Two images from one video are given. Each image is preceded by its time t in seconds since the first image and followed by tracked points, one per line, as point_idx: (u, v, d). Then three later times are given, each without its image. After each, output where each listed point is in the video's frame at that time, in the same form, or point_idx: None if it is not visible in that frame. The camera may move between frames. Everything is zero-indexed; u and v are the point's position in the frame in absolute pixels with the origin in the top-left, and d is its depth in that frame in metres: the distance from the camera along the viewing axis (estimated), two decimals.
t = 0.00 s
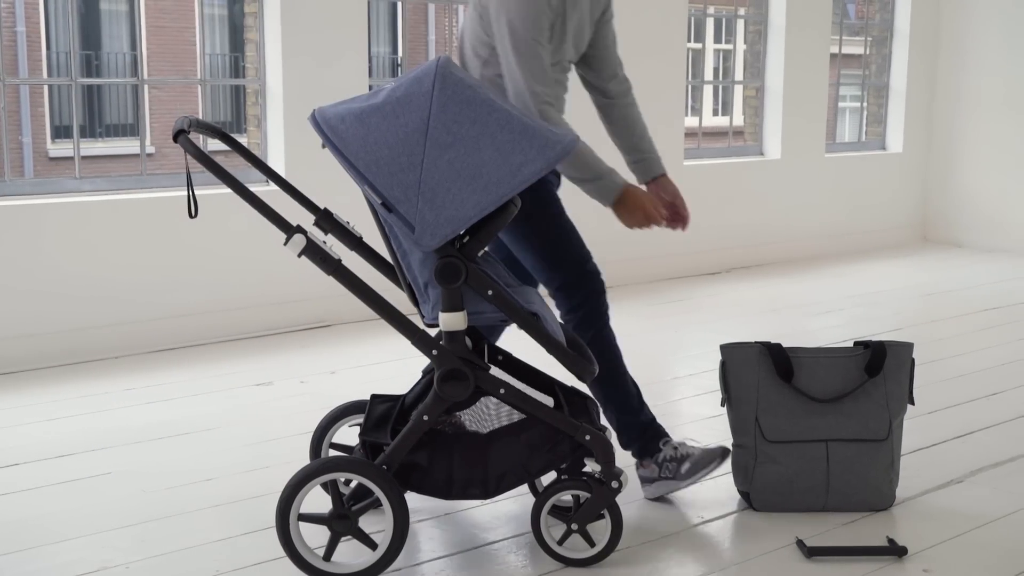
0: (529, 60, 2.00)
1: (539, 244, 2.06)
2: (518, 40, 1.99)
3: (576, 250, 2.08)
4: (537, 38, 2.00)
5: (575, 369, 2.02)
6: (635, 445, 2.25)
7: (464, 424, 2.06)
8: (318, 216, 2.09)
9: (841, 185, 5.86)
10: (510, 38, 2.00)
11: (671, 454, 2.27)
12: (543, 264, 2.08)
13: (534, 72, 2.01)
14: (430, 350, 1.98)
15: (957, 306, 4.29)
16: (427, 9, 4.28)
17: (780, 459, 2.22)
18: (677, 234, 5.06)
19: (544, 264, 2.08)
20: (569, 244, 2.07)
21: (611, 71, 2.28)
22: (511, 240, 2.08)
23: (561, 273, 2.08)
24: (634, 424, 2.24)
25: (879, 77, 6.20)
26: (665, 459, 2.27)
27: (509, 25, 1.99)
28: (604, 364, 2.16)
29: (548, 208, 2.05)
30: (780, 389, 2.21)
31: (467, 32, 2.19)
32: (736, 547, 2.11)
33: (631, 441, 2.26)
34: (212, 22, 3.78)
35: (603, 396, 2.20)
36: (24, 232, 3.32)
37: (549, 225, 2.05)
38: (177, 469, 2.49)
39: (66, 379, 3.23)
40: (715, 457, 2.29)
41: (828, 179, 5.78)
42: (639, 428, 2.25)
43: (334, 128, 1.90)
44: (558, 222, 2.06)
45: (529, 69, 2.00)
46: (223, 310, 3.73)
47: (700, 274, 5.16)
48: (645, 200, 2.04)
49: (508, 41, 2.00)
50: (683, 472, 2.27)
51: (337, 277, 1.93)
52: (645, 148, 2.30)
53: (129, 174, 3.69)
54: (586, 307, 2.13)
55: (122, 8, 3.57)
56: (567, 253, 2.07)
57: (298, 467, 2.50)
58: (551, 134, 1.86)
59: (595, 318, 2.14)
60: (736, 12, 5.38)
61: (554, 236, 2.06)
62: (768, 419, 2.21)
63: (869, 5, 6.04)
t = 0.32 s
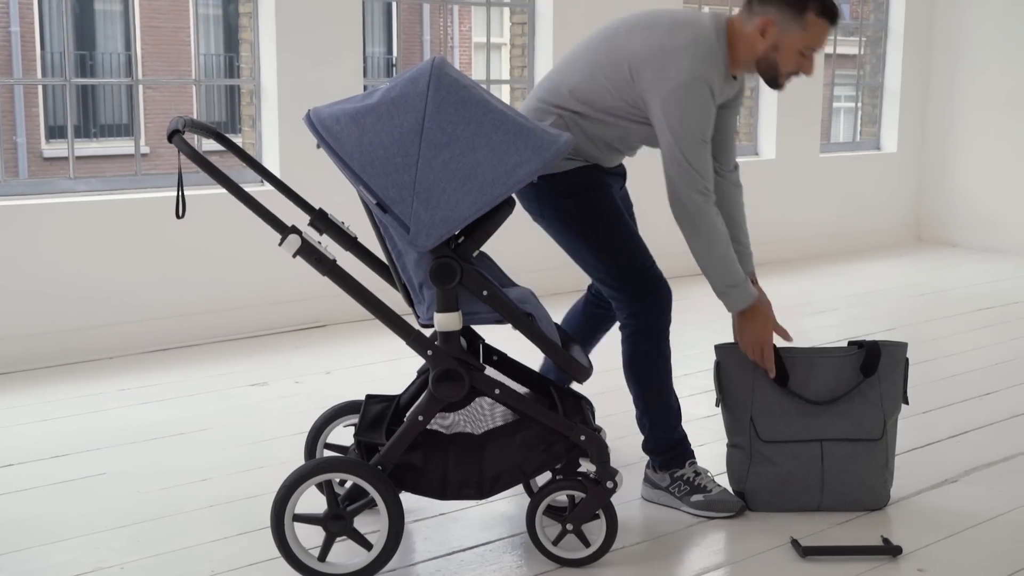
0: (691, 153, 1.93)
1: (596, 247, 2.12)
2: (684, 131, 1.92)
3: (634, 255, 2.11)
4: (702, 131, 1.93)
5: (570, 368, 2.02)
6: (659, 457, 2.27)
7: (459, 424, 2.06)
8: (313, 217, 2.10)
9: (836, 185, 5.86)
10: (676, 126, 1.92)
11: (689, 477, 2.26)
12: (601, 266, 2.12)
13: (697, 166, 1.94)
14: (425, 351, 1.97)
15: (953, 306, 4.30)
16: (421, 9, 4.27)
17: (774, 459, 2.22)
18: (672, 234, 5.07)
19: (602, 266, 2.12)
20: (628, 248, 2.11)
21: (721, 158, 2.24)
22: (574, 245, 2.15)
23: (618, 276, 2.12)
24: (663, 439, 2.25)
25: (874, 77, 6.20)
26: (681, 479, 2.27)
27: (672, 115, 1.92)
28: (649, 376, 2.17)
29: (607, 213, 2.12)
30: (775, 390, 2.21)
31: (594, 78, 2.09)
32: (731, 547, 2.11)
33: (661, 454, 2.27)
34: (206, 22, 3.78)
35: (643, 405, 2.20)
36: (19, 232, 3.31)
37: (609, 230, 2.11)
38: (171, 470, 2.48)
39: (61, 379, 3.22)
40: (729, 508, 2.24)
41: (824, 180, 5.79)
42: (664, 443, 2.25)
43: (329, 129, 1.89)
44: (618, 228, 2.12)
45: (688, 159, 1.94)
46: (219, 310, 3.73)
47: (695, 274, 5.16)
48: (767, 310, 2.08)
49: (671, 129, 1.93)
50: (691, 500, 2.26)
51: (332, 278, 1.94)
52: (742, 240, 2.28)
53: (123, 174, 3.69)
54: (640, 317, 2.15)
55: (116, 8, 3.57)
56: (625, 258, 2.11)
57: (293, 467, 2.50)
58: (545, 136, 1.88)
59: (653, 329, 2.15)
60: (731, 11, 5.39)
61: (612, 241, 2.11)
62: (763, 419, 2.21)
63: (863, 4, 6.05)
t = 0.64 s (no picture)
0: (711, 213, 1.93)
1: (624, 243, 2.14)
2: (713, 191, 1.91)
3: (660, 253, 2.13)
4: (730, 195, 1.92)
5: (568, 368, 2.03)
6: (659, 455, 2.28)
7: (458, 424, 2.06)
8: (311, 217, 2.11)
9: (834, 185, 5.87)
10: (705, 184, 1.91)
11: (688, 477, 2.26)
12: (629, 261, 2.15)
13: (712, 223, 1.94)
14: (423, 351, 1.97)
15: (951, 306, 4.30)
16: (419, 9, 4.28)
17: (773, 459, 2.22)
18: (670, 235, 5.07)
19: (632, 258, 2.14)
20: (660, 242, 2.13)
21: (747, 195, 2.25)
22: (603, 240, 2.18)
23: (646, 271, 2.14)
24: (668, 437, 2.24)
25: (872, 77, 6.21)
26: (680, 479, 2.27)
27: (708, 172, 1.91)
28: (661, 376, 2.18)
29: (636, 210, 2.15)
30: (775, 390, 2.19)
31: (652, 101, 2.07)
32: (729, 547, 2.11)
33: (664, 452, 2.27)
34: (204, 22, 3.78)
35: (650, 402, 2.20)
36: (17, 232, 3.31)
37: (639, 226, 2.14)
38: (169, 470, 2.48)
39: (59, 379, 3.22)
40: (728, 507, 2.24)
41: (822, 181, 5.79)
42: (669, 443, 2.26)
43: (328, 128, 1.89)
44: (648, 225, 2.14)
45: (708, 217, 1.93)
46: (217, 310, 3.73)
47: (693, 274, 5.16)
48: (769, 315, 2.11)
49: (699, 186, 1.92)
50: (689, 500, 2.25)
51: (330, 277, 1.94)
52: (754, 260, 2.31)
53: (122, 174, 3.67)
54: (661, 317, 2.16)
55: (114, 8, 3.58)
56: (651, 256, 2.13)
57: (292, 467, 2.50)
58: (543, 135, 1.89)
59: (672, 329, 2.16)
60: (728, 12, 5.40)
61: (639, 238, 2.13)
62: (764, 419, 2.20)
63: (861, 5, 6.06)
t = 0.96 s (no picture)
0: (723, 237, 1.84)
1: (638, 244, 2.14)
2: (722, 213, 1.82)
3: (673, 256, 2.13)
4: (740, 217, 1.83)
5: (569, 369, 2.03)
6: (662, 456, 2.27)
7: (459, 425, 2.06)
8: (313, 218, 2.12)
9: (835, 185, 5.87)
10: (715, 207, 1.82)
11: (688, 478, 2.26)
12: (643, 262, 2.15)
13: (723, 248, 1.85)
14: (424, 351, 1.97)
15: (953, 307, 4.30)
16: (420, 10, 4.28)
17: (774, 460, 2.22)
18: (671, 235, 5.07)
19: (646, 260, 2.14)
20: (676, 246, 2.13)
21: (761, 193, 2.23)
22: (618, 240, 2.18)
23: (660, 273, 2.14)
24: (672, 439, 2.25)
25: (873, 78, 6.22)
26: (680, 479, 2.26)
27: (715, 193, 1.82)
28: (669, 382, 2.18)
29: (654, 210, 2.14)
30: (776, 391, 2.19)
31: (666, 111, 2.00)
32: (731, 547, 2.11)
33: (668, 453, 2.27)
34: (205, 23, 3.78)
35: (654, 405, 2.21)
36: (19, 232, 3.31)
37: (656, 227, 2.14)
38: (169, 471, 2.48)
39: (59, 380, 3.22)
40: (728, 508, 2.24)
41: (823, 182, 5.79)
42: (674, 445, 2.25)
43: (328, 129, 1.89)
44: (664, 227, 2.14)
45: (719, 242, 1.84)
46: (217, 311, 3.73)
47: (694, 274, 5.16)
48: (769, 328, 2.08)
49: (705, 207, 1.83)
50: (690, 501, 2.25)
51: (331, 278, 1.94)
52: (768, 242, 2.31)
53: (123, 174, 3.67)
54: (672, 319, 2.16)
55: (115, 8, 3.58)
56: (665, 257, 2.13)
57: (293, 468, 2.50)
58: (545, 136, 1.90)
59: (683, 331, 2.16)
60: (729, 12, 5.40)
61: (655, 238, 2.13)
62: (765, 420, 2.20)
63: (862, 5, 6.07)
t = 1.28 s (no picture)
0: (761, 327, 1.74)
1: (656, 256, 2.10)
2: (755, 299, 1.72)
3: (693, 266, 2.08)
4: (776, 301, 1.72)
5: (569, 369, 2.03)
6: (668, 455, 2.27)
7: (459, 426, 2.07)
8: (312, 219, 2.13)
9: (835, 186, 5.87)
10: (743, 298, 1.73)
11: (690, 478, 2.26)
12: (664, 276, 2.11)
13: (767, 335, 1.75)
14: (424, 352, 1.97)
15: (953, 307, 4.30)
16: (421, 11, 4.28)
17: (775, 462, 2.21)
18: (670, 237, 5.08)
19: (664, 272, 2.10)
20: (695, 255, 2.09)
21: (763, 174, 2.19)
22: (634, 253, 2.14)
23: (681, 285, 2.10)
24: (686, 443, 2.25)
25: (873, 78, 6.22)
26: (682, 480, 2.27)
27: (739, 276, 1.73)
28: (699, 385, 2.16)
29: (670, 221, 2.10)
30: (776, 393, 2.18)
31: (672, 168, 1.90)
32: (731, 548, 2.12)
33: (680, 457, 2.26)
34: (205, 23, 3.78)
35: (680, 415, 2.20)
36: (19, 233, 3.31)
37: (677, 239, 2.09)
38: (168, 471, 2.48)
39: (58, 381, 3.22)
40: (728, 510, 2.24)
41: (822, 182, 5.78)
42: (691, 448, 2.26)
43: (328, 130, 1.89)
44: (685, 240, 2.09)
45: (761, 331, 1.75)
46: (218, 311, 3.73)
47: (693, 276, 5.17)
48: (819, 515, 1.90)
49: (737, 300, 1.74)
50: (690, 501, 2.25)
51: (330, 278, 1.95)
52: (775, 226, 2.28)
53: (123, 175, 3.68)
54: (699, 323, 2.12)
55: (115, 9, 3.58)
56: (692, 269, 2.08)
57: (293, 468, 2.50)
58: (544, 137, 1.90)
59: (712, 336, 2.12)
60: (729, 13, 5.40)
61: (674, 250, 2.09)
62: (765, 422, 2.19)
63: (862, 6, 6.07)
